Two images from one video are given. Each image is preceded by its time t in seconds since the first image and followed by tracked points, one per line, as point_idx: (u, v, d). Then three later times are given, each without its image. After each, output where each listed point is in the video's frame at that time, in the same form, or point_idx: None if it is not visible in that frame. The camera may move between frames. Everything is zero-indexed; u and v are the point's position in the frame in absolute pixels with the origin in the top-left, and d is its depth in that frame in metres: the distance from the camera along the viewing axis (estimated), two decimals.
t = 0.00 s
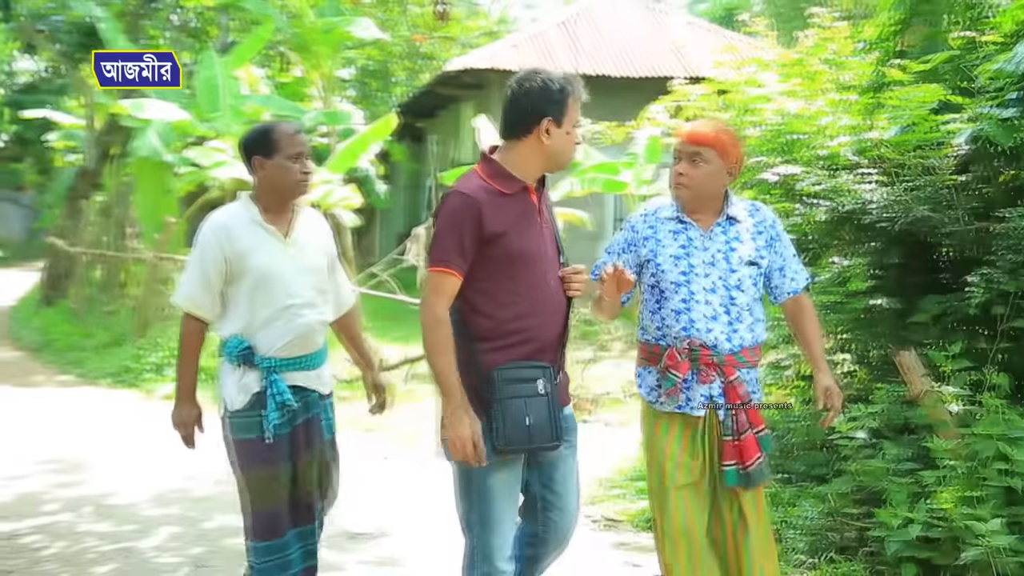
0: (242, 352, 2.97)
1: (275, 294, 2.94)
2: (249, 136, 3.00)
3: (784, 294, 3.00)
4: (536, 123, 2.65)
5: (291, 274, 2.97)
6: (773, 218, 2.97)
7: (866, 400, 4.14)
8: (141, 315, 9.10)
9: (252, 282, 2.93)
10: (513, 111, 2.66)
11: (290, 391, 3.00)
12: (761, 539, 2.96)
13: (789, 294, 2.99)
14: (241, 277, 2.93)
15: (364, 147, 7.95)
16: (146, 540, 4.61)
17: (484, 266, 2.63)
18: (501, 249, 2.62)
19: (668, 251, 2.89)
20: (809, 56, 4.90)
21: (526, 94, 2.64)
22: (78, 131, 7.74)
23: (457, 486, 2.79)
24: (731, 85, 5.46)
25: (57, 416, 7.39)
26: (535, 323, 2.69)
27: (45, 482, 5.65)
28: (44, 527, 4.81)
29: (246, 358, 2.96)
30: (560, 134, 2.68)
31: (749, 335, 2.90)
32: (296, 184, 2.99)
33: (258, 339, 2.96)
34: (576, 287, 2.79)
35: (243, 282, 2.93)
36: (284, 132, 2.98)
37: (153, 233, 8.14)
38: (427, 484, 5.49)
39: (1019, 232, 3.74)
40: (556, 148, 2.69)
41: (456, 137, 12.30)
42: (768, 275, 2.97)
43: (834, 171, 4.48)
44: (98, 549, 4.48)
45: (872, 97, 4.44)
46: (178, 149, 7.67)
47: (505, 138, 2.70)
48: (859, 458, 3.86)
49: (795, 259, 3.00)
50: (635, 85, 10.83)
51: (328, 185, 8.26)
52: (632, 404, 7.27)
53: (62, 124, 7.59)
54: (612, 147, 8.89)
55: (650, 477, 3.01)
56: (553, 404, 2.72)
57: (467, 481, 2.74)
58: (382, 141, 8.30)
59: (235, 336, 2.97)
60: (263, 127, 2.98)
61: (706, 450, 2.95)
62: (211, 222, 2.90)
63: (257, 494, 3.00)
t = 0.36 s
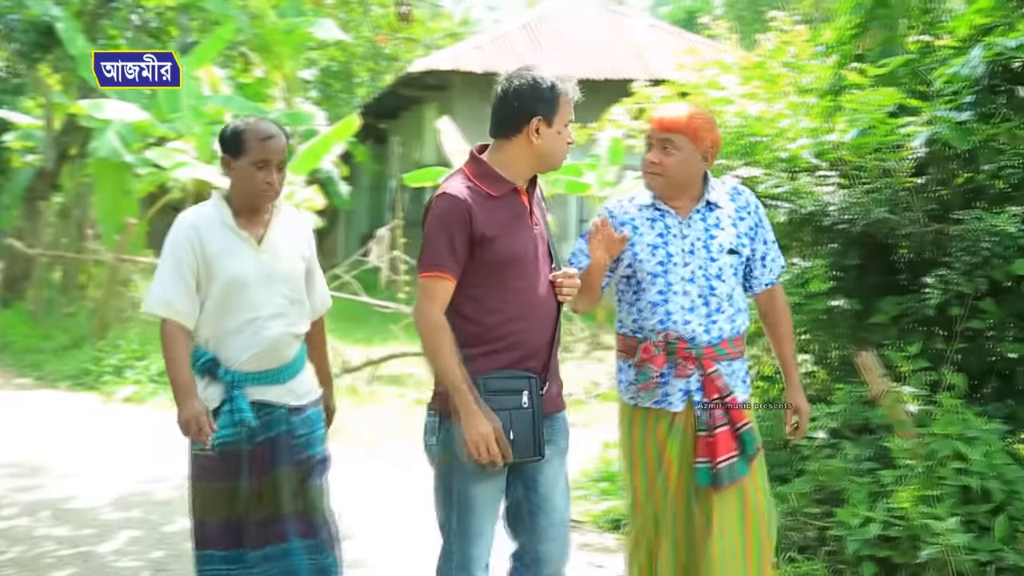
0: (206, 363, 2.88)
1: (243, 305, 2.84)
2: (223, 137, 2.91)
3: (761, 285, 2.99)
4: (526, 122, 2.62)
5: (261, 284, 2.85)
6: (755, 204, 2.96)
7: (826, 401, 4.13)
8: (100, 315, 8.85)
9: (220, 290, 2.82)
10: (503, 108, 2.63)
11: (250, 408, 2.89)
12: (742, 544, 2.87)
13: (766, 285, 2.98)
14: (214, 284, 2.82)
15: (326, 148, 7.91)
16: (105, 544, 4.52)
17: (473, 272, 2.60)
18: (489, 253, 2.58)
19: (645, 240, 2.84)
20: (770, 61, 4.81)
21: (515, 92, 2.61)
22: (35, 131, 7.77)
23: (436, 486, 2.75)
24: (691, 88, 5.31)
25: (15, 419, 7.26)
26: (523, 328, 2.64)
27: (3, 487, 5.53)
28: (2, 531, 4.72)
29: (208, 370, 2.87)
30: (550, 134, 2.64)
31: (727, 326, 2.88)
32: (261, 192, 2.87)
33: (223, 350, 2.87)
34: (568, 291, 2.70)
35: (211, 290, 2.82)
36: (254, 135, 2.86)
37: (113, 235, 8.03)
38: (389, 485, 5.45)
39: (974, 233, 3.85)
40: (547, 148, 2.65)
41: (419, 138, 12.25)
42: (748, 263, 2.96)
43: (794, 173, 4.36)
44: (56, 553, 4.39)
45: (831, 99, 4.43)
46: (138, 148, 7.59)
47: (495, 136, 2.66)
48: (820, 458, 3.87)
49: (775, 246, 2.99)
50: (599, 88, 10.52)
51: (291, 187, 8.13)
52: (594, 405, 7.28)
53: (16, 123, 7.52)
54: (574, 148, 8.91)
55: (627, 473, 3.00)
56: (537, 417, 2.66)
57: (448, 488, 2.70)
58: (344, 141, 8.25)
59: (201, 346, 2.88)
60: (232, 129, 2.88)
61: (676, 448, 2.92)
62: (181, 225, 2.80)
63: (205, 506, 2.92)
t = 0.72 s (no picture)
0: (205, 384, 2.48)
1: (248, 319, 2.46)
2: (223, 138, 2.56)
3: (776, 293, 2.79)
4: (523, 121, 2.52)
5: (268, 296, 2.48)
6: (768, 208, 2.77)
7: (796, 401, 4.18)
8: (67, 317, 8.71)
9: (221, 303, 2.45)
10: (501, 107, 2.54)
11: (254, 429, 2.50)
12: (715, 558, 2.72)
13: (781, 294, 2.78)
14: (214, 297, 2.45)
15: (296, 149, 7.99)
16: (73, 548, 4.45)
17: (463, 272, 2.52)
18: (481, 254, 2.49)
19: (647, 240, 2.76)
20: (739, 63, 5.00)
21: (513, 91, 2.51)
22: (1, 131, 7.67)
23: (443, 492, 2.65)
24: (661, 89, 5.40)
25: None
26: (520, 331, 2.55)
27: None
28: None
29: (208, 391, 2.48)
30: (546, 134, 2.55)
31: (723, 330, 2.70)
32: (264, 194, 2.49)
33: (223, 369, 2.48)
34: (566, 292, 2.62)
35: (212, 303, 2.45)
36: (255, 131, 2.50)
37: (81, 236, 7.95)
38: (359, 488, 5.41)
39: (939, 234, 3.82)
40: (543, 149, 2.56)
41: (390, 140, 12.24)
42: (759, 266, 2.78)
43: (763, 174, 4.46)
44: (23, 557, 4.32)
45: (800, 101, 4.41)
46: (106, 149, 7.68)
47: (492, 135, 2.58)
48: (789, 458, 3.92)
49: (794, 254, 2.80)
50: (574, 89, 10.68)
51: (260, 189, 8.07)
52: (564, 407, 7.29)
53: None
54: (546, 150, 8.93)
55: (614, 472, 2.89)
56: (538, 415, 2.56)
57: (455, 489, 2.60)
58: (314, 142, 8.22)
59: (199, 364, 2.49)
60: (232, 127, 2.52)
61: (661, 453, 2.78)
62: (178, 231, 2.44)
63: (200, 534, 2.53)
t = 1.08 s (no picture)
0: (194, 398, 2.40)
1: (239, 333, 2.37)
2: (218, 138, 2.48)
3: (783, 299, 2.75)
4: (497, 121, 2.52)
5: (262, 310, 2.38)
6: (777, 212, 2.72)
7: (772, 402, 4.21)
8: (41, 320, 8.62)
9: (211, 315, 2.36)
10: (477, 107, 2.54)
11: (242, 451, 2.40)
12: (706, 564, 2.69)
13: (789, 300, 2.74)
14: (204, 305, 2.36)
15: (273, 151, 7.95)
16: (48, 553, 4.41)
17: (443, 275, 2.51)
18: (457, 256, 2.48)
19: (650, 242, 2.76)
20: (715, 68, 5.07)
21: (485, 90, 2.52)
22: None
23: (408, 494, 2.66)
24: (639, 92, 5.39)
25: None
26: (496, 334, 2.54)
27: None
28: None
29: (196, 406, 2.40)
30: (523, 133, 2.54)
31: (720, 336, 2.68)
32: (264, 188, 2.39)
33: (214, 382, 2.40)
34: (543, 294, 2.60)
35: (203, 315, 2.36)
36: (250, 126, 2.42)
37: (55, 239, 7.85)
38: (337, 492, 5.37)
39: (914, 237, 3.82)
40: (519, 147, 2.55)
41: (368, 142, 12.23)
42: (765, 271, 2.74)
43: (740, 176, 4.45)
44: None
45: (775, 105, 4.51)
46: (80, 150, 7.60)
47: (470, 135, 2.58)
48: (766, 459, 3.97)
49: (803, 258, 2.75)
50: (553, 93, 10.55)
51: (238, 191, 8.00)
52: (542, 409, 7.30)
53: None
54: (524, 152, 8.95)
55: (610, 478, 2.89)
56: (510, 419, 2.55)
57: (419, 497, 2.61)
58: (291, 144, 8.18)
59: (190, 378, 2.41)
60: (226, 126, 2.44)
61: (654, 459, 2.77)
62: (170, 236, 2.35)
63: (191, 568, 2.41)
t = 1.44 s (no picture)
0: (175, 419, 2.20)
1: (227, 346, 2.19)
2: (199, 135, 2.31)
3: (750, 301, 2.86)
4: (479, 120, 2.51)
5: (252, 321, 2.22)
6: (745, 214, 2.83)
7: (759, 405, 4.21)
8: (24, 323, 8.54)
9: (195, 326, 2.18)
10: (456, 107, 2.53)
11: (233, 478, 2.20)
12: (683, 559, 2.81)
13: (754, 302, 2.84)
14: (186, 316, 2.18)
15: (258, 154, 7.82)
16: (31, 557, 4.37)
17: (422, 277, 2.50)
18: (437, 257, 2.48)
19: (619, 244, 2.85)
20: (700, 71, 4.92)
21: (467, 90, 2.51)
22: None
23: (386, 495, 2.64)
24: (629, 98, 5.22)
25: None
26: (477, 336, 2.54)
27: None
28: None
29: (178, 428, 2.20)
30: (503, 133, 2.54)
31: (687, 335, 2.77)
32: (250, 187, 2.22)
33: (197, 402, 2.21)
34: (521, 297, 2.61)
35: (187, 325, 2.18)
36: (237, 121, 2.26)
37: (39, 242, 7.78)
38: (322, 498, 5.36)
39: (897, 240, 3.84)
40: (499, 147, 2.55)
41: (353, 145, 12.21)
42: (733, 274, 2.84)
43: (724, 180, 4.44)
44: None
45: (759, 109, 4.54)
46: (63, 153, 7.58)
47: (448, 135, 2.57)
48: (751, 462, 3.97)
49: (769, 261, 2.86)
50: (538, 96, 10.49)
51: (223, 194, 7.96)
52: (528, 412, 7.30)
53: None
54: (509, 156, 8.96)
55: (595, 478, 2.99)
56: (491, 425, 2.54)
57: (398, 498, 2.60)
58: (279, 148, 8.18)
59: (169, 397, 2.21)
60: (209, 121, 2.27)
61: (625, 459, 2.85)
62: (148, 239, 2.17)
63: None
